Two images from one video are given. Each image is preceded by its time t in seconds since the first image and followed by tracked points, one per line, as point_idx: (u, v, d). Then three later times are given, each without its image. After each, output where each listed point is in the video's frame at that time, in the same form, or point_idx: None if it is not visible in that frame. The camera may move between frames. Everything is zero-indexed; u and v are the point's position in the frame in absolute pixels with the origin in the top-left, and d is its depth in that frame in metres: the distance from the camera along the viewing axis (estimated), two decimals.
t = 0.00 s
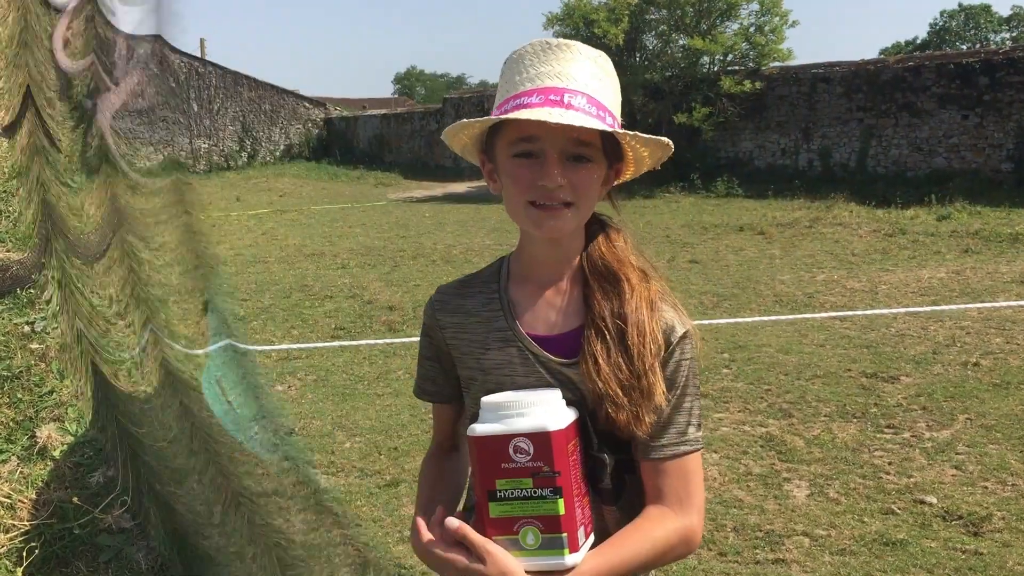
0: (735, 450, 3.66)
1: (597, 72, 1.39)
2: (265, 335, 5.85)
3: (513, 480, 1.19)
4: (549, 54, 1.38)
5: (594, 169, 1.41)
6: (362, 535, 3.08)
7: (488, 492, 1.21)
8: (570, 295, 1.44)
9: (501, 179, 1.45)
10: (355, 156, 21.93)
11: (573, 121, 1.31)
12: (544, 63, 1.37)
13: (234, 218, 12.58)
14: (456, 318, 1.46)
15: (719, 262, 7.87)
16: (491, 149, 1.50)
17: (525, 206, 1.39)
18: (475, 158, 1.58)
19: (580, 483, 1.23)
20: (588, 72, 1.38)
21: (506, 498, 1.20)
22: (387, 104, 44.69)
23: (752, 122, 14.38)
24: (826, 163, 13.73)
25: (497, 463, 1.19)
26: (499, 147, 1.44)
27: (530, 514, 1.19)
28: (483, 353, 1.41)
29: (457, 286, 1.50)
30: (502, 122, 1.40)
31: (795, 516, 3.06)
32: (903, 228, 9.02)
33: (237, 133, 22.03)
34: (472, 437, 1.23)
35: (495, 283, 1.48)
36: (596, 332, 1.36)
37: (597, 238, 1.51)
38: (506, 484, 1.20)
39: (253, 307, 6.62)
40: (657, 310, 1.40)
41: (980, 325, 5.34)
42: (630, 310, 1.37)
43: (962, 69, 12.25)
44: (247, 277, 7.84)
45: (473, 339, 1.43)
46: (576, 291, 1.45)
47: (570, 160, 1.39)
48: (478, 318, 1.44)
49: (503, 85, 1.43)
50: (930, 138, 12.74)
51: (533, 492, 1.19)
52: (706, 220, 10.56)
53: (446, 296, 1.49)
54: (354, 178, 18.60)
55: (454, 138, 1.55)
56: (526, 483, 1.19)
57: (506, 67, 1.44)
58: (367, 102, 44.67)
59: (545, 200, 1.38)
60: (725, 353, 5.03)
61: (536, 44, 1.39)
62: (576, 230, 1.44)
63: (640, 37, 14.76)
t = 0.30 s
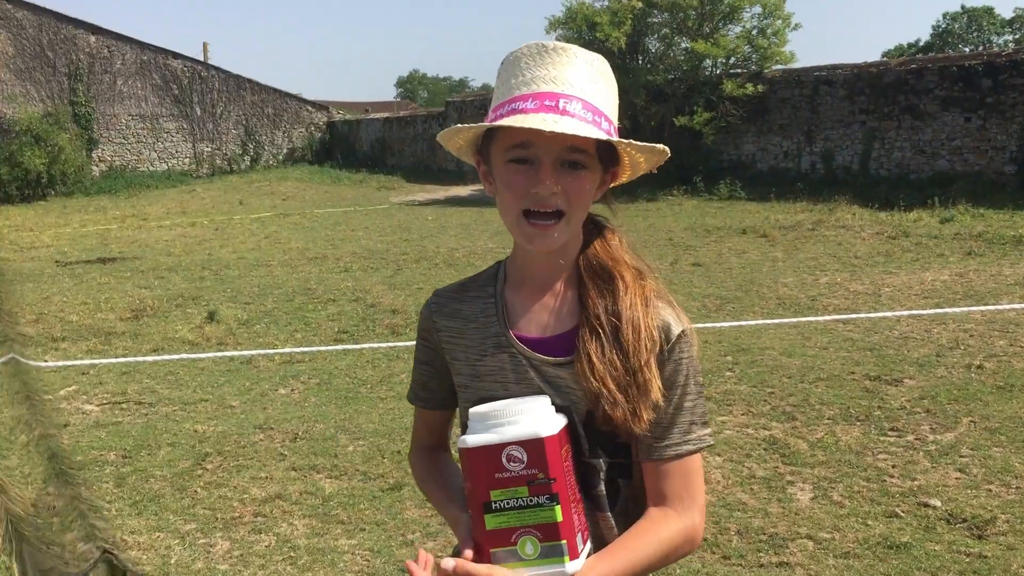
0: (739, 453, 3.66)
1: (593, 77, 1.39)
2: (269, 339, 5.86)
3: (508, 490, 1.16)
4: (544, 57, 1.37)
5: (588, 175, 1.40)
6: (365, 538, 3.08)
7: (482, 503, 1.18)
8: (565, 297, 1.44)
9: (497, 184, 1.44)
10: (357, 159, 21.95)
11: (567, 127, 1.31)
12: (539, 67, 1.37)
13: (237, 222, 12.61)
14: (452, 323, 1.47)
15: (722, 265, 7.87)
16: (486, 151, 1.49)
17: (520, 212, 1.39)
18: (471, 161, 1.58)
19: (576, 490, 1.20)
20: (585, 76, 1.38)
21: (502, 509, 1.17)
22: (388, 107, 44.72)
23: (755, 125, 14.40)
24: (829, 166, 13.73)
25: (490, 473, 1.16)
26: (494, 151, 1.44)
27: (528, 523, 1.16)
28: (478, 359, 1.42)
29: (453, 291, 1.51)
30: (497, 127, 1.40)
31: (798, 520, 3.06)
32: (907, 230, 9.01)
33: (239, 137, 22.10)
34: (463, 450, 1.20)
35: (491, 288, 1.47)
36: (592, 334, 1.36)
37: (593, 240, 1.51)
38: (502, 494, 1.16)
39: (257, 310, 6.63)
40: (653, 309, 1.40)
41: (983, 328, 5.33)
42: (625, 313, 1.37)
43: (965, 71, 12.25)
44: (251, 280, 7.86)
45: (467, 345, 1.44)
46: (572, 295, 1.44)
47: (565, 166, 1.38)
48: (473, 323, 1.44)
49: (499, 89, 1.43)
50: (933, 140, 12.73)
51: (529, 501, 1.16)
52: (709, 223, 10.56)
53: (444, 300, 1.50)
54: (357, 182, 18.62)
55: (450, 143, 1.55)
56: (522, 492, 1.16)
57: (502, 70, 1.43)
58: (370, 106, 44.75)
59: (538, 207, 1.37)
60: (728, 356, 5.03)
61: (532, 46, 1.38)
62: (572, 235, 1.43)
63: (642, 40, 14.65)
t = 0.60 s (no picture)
0: (740, 455, 3.66)
1: (593, 85, 1.39)
2: (270, 341, 5.87)
3: (512, 493, 1.15)
4: (543, 64, 1.36)
5: (585, 184, 1.41)
6: (366, 540, 3.08)
7: (487, 507, 1.16)
8: (559, 302, 1.44)
9: (493, 192, 1.44)
10: (358, 161, 21.95)
11: (569, 138, 1.32)
12: (538, 74, 1.37)
13: (239, 224, 12.63)
14: (443, 324, 1.45)
15: (724, 267, 7.88)
16: (479, 156, 1.49)
17: (517, 222, 1.38)
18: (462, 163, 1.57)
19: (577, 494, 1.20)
20: (584, 84, 1.38)
21: (505, 513, 1.15)
22: (389, 108, 44.75)
23: (756, 127, 14.42)
24: (829, 168, 13.74)
25: (495, 476, 1.14)
26: (490, 158, 1.43)
27: (533, 526, 1.15)
28: (471, 361, 1.41)
29: (444, 293, 1.49)
30: (493, 134, 1.39)
31: (800, 522, 3.06)
32: (908, 233, 9.01)
33: (240, 139, 22.09)
34: (466, 451, 1.18)
35: (483, 290, 1.46)
36: (591, 339, 1.37)
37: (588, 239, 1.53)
38: (506, 497, 1.15)
39: (258, 313, 6.64)
40: (650, 313, 1.43)
41: (984, 330, 5.33)
42: (624, 320, 1.39)
43: (966, 73, 12.25)
44: (252, 282, 7.88)
45: (460, 347, 1.42)
46: (568, 300, 1.45)
47: (562, 176, 1.39)
48: (467, 325, 1.43)
49: (494, 93, 1.42)
50: (934, 142, 12.73)
51: (534, 505, 1.15)
52: (710, 225, 10.56)
53: (434, 302, 1.48)
54: (358, 184, 18.64)
55: (444, 146, 1.53)
56: (526, 496, 1.14)
57: (497, 73, 1.42)
58: (371, 108, 44.83)
59: (536, 217, 1.37)
60: (729, 358, 5.03)
61: (530, 51, 1.37)
62: (568, 242, 1.44)
63: (643, 43, 14.58)
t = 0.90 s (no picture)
0: (741, 457, 3.66)
1: (587, 83, 1.40)
2: (271, 343, 5.87)
3: (509, 499, 1.14)
4: (538, 62, 1.37)
5: (583, 183, 1.41)
6: (367, 543, 3.08)
7: (484, 514, 1.16)
8: (559, 304, 1.44)
9: (489, 192, 1.44)
10: (360, 163, 21.96)
11: (567, 137, 1.32)
12: (533, 73, 1.37)
13: (240, 226, 12.64)
14: (441, 326, 1.45)
15: (725, 269, 7.88)
16: (475, 157, 1.48)
17: (518, 222, 1.38)
18: (457, 164, 1.57)
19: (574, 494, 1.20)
20: (579, 82, 1.39)
21: (504, 519, 1.15)
22: (390, 111, 44.81)
23: (757, 129, 14.44)
24: (830, 170, 13.74)
25: (490, 482, 1.14)
26: (487, 158, 1.43)
27: (532, 531, 1.14)
28: (469, 364, 1.41)
29: (440, 294, 1.49)
30: (491, 134, 1.39)
31: (801, 523, 3.06)
32: (909, 234, 9.00)
33: (241, 142, 22.11)
34: (458, 460, 1.18)
35: (481, 293, 1.46)
36: (593, 341, 1.37)
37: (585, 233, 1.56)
38: (502, 504, 1.15)
39: (259, 315, 6.64)
40: (651, 311, 1.44)
41: (985, 331, 5.33)
42: (625, 317, 1.40)
43: (967, 75, 12.25)
44: (253, 284, 7.89)
45: (457, 350, 1.42)
46: (567, 298, 1.45)
47: (561, 175, 1.39)
48: (465, 328, 1.43)
49: (489, 93, 1.42)
50: (935, 144, 12.73)
51: (531, 509, 1.15)
52: (711, 227, 10.56)
53: (430, 304, 1.48)
54: (359, 186, 18.65)
55: (439, 149, 1.53)
56: (522, 501, 1.14)
57: (490, 74, 1.43)
58: (372, 111, 44.89)
59: (537, 216, 1.37)
60: (730, 360, 5.03)
61: (525, 50, 1.38)
62: (567, 242, 1.44)
63: (644, 45, 14.56)
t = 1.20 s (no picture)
0: (743, 459, 3.65)
1: (591, 80, 1.40)
2: (273, 345, 5.87)
3: (488, 502, 1.14)
4: (543, 61, 1.37)
5: (590, 181, 1.41)
6: (369, 545, 3.08)
7: (463, 515, 1.16)
8: (565, 306, 1.44)
9: (497, 192, 1.44)
10: (361, 165, 21.98)
11: (574, 134, 1.32)
12: (539, 71, 1.37)
13: (241, 228, 12.66)
14: (447, 329, 1.45)
15: (727, 271, 7.87)
16: (481, 157, 1.49)
17: (525, 220, 1.38)
18: (463, 167, 1.57)
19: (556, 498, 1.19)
20: (584, 80, 1.39)
21: (483, 522, 1.15)
22: (393, 113, 44.86)
23: (758, 131, 14.43)
24: (832, 172, 13.73)
25: (470, 485, 1.14)
26: (494, 156, 1.44)
27: (512, 534, 1.14)
28: (476, 367, 1.41)
29: (447, 296, 1.50)
30: (498, 132, 1.40)
31: (803, 525, 3.05)
32: (911, 236, 8.99)
33: (243, 144, 22.14)
34: (440, 461, 1.17)
35: (487, 295, 1.46)
36: (599, 342, 1.37)
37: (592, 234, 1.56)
38: (482, 506, 1.14)
39: (260, 317, 6.64)
40: (657, 311, 1.43)
41: (988, 333, 5.32)
42: (631, 317, 1.39)
43: (969, 76, 12.23)
44: (255, 286, 7.90)
45: (463, 353, 1.42)
46: (573, 301, 1.45)
47: (568, 172, 1.39)
48: (471, 331, 1.43)
49: (494, 94, 1.42)
50: (937, 146, 12.71)
51: (510, 512, 1.14)
52: (713, 229, 10.56)
53: (436, 307, 1.48)
54: (361, 188, 18.66)
55: (444, 150, 1.54)
56: (502, 504, 1.14)
57: (494, 74, 1.43)
58: (374, 113, 45.00)
59: (544, 214, 1.37)
60: (732, 362, 5.03)
61: (529, 49, 1.38)
62: (574, 240, 1.44)
63: (645, 47, 14.59)
